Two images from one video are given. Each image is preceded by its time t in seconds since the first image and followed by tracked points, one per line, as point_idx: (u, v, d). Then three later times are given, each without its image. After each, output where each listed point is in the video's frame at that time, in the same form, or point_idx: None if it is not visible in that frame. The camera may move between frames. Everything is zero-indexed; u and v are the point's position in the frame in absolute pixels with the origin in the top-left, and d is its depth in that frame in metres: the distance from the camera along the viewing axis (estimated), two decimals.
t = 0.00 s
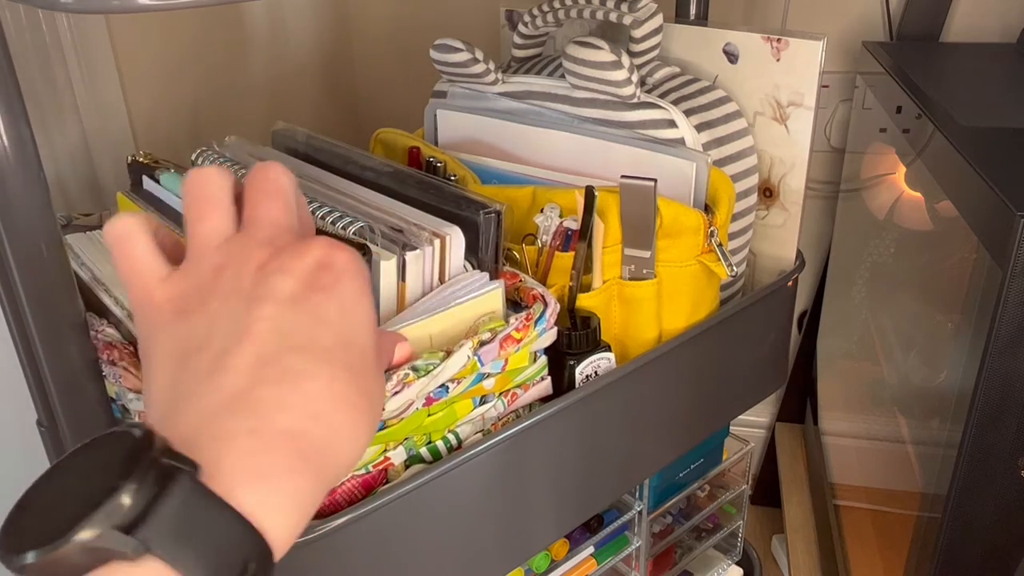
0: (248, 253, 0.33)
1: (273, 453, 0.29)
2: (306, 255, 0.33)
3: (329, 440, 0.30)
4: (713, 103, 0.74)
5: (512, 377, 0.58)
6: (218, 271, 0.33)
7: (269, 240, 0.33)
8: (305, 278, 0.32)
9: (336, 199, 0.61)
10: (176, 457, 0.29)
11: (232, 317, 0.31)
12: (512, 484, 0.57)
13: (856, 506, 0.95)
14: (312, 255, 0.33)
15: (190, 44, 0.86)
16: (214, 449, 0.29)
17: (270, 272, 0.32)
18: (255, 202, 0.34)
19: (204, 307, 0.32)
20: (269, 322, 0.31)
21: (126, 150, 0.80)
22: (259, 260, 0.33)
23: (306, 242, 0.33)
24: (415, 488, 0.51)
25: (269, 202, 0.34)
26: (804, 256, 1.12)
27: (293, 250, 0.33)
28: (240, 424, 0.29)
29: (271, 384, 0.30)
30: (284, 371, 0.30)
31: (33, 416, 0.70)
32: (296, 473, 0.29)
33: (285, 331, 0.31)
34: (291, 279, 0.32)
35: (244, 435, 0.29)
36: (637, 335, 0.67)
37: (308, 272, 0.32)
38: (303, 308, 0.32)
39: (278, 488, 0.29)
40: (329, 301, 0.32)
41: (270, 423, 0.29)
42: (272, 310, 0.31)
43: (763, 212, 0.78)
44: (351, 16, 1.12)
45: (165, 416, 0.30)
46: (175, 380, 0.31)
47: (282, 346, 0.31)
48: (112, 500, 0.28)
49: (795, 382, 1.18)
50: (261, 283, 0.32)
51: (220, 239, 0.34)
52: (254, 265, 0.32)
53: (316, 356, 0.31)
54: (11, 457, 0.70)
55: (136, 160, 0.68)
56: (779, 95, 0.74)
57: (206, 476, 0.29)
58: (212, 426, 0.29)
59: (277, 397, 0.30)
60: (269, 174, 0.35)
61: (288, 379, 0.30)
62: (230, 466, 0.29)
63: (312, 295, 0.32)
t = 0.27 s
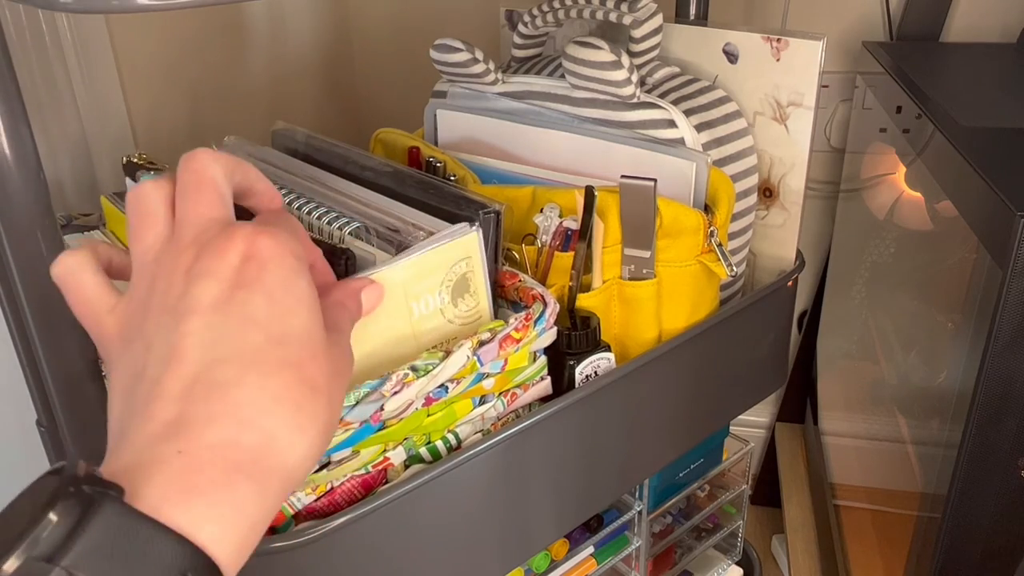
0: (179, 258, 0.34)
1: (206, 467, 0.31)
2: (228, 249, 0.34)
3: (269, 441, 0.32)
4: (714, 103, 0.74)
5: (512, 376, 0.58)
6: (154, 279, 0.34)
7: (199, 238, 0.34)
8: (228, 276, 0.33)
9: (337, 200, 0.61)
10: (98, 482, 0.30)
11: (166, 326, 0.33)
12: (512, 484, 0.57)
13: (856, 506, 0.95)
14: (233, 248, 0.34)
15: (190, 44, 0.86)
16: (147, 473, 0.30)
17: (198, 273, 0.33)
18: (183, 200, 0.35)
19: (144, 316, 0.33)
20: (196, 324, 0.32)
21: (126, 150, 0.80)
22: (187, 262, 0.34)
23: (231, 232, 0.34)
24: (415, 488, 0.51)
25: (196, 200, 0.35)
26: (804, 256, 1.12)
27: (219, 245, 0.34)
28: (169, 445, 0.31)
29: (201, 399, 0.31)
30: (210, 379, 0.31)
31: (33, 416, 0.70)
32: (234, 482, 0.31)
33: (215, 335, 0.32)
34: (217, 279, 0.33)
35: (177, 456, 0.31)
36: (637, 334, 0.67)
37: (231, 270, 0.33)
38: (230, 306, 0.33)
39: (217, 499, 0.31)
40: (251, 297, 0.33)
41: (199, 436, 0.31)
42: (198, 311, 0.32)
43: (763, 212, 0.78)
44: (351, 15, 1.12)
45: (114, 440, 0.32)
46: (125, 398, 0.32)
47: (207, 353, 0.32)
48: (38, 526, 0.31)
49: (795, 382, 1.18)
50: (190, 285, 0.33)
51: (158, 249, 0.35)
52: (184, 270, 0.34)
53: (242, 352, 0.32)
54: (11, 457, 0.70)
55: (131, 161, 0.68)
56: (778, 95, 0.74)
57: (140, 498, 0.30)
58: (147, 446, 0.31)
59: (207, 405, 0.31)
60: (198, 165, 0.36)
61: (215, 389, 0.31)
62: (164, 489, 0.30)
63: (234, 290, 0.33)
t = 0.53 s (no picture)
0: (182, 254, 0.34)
1: (209, 471, 0.31)
2: (229, 245, 0.34)
3: (272, 441, 0.32)
4: (713, 103, 0.74)
5: (512, 377, 0.58)
6: (156, 276, 0.34)
7: (201, 234, 0.35)
8: (230, 272, 0.33)
9: (337, 201, 0.61)
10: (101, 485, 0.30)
11: (168, 327, 0.33)
12: (513, 483, 0.57)
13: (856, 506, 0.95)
14: (235, 243, 0.34)
15: (190, 44, 0.86)
16: (151, 477, 0.30)
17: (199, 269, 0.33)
18: (187, 195, 0.36)
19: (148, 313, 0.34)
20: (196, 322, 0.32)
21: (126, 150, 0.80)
22: (189, 258, 0.34)
23: (233, 228, 0.34)
24: (415, 488, 0.51)
25: (199, 196, 0.36)
26: (804, 256, 1.12)
27: (221, 240, 0.34)
28: (174, 447, 0.31)
29: (205, 401, 0.31)
30: (212, 379, 0.32)
31: (33, 416, 0.70)
32: (238, 486, 0.31)
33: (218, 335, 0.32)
34: (219, 276, 0.33)
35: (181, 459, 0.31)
36: (637, 335, 0.67)
37: (233, 268, 0.33)
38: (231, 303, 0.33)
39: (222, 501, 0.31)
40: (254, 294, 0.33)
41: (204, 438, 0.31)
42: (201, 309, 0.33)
43: (763, 212, 0.78)
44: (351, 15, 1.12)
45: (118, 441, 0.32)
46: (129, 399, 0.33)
47: (209, 353, 0.32)
48: (43, 528, 0.30)
49: (795, 381, 1.18)
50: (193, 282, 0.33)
51: (160, 245, 0.35)
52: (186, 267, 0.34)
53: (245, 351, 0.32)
54: (11, 457, 0.70)
55: (132, 160, 0.68)
56: (778, 95, 0.74)
57: (145, 500, 0.30)
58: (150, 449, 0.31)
59: (210, 406, 0.31)
60: (200, 162, 0.37)
61: (219, 390, 0.31)
62: (170, 493, 0.30)
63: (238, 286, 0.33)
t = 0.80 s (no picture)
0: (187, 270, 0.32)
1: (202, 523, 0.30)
2: (240, 272, 0.32)
3: (265, 492, 0.31)
4: (713, 103, 0.74)
5: (512, 377, 0.58)
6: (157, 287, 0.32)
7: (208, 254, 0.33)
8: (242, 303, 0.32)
9: (337, 201, 0.61)
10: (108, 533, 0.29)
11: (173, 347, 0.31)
12: (513, 484, 0.57)
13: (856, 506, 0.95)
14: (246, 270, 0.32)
15: (190, 44, 0.86)
16: (150, 522, 0.29)
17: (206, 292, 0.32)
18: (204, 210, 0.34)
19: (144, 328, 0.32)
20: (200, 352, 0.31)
21: (126, 150, 0.80)
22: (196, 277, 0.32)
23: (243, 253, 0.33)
24: (415, 488, 0.50)
25: (218, 213, 0.34)
26: (804, 256, 1.12)
27: (232, 264, 0.32)
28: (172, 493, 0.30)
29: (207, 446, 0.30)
30: (219, 422, 0.30)
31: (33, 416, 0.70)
32: (236, 536, 0.30)
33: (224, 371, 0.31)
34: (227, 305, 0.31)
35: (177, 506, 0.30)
36: (637, 335, 0.67)
37: (242, 295, 0.32)
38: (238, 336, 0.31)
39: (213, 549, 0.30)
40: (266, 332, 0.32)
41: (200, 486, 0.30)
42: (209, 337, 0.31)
43: (763, 212, 0.78)
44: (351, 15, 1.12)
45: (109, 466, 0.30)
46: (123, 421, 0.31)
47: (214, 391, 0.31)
48: None
49: (795, 381, 1.18)
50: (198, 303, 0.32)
51: (163, 254, 0.33)
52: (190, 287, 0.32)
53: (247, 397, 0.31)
54: (11, 457, 0.70)
55: (134, 160, 0.69)
56: (778, 95, 0.74)
57: (146, 549, 0.29)
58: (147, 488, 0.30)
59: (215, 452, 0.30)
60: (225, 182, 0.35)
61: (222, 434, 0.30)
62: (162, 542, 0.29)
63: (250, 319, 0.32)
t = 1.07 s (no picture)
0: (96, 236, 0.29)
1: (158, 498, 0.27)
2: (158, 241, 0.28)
3: (186, 456, 0.27)
4: (713, 103, 0.74)
5: (512, 377, 0.58)
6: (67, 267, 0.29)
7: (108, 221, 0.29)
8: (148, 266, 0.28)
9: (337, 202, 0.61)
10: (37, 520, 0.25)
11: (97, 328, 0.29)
12: (513, 484, 0.57)
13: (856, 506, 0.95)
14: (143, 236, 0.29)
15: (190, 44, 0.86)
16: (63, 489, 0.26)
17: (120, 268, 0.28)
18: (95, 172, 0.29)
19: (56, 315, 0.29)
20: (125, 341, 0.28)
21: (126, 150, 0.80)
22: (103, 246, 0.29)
23: (171, 226, 0.28)
24: (415, 488, 0.51)
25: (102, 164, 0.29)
26: (804, 256, 1.12)
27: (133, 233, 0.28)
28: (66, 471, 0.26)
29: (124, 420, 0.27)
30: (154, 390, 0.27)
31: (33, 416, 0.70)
32: (152, 501, 0.27)
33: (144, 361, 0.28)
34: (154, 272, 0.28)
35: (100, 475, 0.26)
36: (637, 335, 0.67)
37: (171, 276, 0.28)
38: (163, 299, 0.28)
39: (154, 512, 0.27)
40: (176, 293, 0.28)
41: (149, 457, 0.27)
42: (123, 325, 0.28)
43: (763, 212, 0.78)
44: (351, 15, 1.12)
45: (33, 451, 0.28)
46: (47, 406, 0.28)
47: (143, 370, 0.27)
48: None
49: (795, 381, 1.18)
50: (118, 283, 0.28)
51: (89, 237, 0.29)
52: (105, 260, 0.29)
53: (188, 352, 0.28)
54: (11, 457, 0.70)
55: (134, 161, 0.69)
56: (779, 95, 0.74)
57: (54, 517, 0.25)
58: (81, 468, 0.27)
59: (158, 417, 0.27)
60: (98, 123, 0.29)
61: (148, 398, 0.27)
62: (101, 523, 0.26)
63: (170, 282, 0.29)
